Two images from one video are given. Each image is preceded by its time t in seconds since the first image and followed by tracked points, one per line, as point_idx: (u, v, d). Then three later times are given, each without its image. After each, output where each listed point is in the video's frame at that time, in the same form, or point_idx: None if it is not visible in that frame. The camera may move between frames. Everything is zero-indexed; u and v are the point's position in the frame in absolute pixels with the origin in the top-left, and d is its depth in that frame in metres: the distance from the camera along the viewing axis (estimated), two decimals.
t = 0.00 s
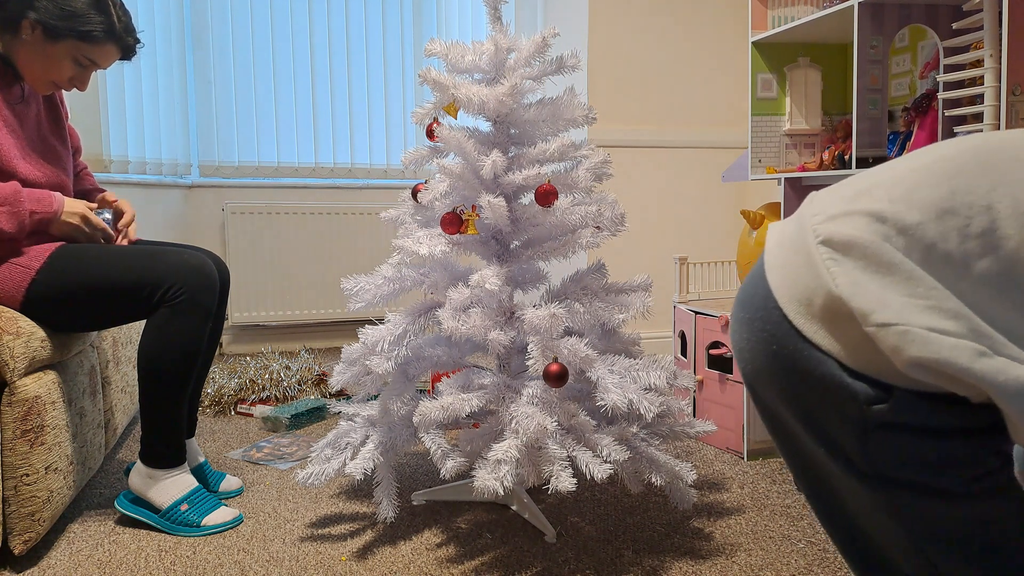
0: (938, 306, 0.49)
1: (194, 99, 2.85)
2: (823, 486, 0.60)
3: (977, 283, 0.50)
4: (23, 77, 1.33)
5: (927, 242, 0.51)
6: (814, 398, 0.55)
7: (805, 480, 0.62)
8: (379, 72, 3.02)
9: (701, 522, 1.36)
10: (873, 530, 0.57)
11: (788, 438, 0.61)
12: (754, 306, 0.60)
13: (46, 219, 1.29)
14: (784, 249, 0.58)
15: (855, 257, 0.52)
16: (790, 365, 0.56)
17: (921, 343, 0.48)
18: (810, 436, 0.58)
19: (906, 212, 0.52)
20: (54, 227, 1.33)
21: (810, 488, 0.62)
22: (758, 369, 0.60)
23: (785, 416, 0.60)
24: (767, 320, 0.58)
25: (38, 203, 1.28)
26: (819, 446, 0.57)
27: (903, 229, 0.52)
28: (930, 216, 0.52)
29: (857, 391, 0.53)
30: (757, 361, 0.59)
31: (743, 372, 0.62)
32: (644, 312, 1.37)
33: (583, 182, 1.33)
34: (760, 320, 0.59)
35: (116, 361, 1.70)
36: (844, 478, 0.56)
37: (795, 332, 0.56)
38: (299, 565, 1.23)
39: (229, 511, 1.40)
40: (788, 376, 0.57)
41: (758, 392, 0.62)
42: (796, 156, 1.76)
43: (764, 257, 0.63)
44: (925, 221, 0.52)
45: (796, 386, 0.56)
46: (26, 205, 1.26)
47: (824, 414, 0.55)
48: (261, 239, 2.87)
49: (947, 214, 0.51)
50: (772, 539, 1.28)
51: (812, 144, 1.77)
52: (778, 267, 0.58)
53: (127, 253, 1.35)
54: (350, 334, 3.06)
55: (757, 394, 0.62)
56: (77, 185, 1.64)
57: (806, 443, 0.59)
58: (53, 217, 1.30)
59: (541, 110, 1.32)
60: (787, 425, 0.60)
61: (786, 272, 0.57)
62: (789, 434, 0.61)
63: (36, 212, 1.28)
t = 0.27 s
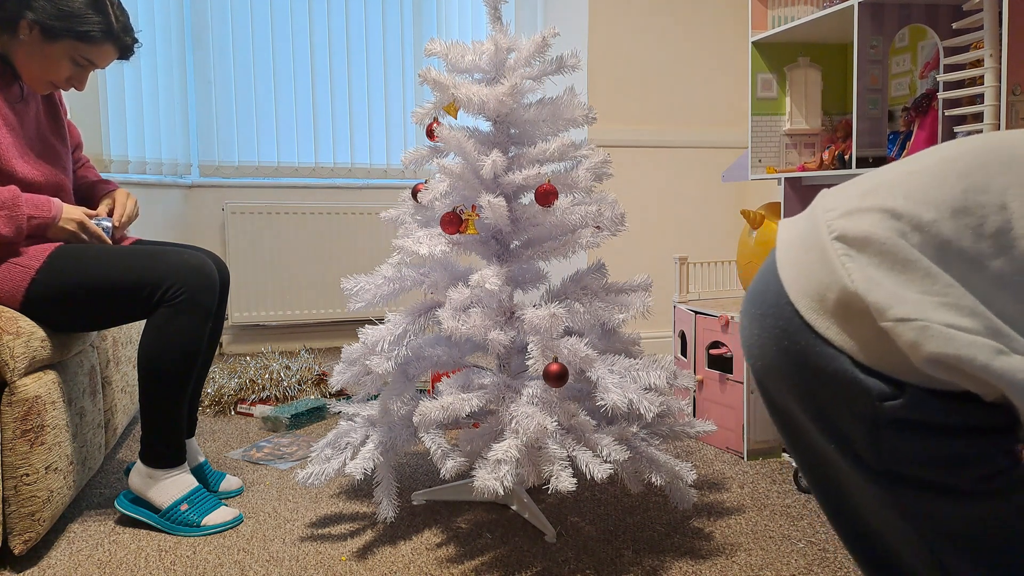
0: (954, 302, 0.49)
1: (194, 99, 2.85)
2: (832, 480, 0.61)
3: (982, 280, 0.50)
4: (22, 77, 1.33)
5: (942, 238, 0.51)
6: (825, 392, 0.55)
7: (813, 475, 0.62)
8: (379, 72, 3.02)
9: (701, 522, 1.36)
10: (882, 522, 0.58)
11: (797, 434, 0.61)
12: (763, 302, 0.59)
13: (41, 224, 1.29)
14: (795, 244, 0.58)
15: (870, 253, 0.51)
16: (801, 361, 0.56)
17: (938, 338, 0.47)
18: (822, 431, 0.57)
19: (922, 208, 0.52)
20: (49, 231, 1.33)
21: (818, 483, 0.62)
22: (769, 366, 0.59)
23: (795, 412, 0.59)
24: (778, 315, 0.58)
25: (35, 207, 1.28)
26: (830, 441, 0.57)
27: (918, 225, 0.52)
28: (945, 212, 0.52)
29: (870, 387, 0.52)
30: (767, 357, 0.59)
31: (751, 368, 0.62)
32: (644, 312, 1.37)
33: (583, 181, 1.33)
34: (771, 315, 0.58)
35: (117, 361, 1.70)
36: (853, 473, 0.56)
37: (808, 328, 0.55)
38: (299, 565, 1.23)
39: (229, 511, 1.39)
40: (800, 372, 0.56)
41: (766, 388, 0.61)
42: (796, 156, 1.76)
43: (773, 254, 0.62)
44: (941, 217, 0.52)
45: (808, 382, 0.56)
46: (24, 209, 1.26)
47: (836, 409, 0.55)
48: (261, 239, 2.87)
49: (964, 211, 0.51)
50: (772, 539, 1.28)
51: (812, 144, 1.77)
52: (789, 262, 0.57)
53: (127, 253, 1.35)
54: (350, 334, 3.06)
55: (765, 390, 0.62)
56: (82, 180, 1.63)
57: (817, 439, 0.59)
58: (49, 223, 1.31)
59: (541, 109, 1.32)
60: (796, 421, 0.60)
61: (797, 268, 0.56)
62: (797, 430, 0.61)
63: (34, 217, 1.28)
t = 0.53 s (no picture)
0: (978, 294, 0.48)
1: (195, 99, 2.85)
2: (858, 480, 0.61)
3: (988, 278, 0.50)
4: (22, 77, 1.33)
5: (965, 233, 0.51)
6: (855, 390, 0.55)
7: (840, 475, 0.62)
8: (379, 72, 3.02)
9: (701, 522, 1.36)
10: (910, 519, 0.58)
11: (823, 434, 0.61)
12: (792, 302, 0.60)
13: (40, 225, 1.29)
14: (822, 241, 0.58)
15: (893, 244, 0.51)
16: (831, 359, 0.56)
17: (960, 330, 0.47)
18: (851, 429, 0.58)
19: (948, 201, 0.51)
20: (48, 231, 1.33)
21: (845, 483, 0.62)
22: (797, 364, 0.59)
23: (822, 411, 0.59)
24: (807, 314, 0.58)
25: (34, 208, 1.28)
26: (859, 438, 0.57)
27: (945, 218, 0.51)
28: (971, 208, 0.51)
29: (898, 383, 0.53)
30: (796, 356, 0.59)
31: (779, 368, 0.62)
32: (644, 312, 1.37)
33: (583, 181, 1.33)
34: (799, 315, 0.59)
35: (117, 361, 1.70)
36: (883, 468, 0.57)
37: (835, 326, 0.55)
38: (299, 565, 1.23)
39: (229, 511, 1.39)
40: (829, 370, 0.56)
41: (793, 388, 0.61)
42: (796, 156, 1.76)
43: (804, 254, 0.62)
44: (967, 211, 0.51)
45: (837, 380, 0.56)
46: (23, 210, 1.26)
47: (865, 406, 0.55)
48: (261, 239, 2.87)
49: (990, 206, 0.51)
50: (772, 539, 1.28)
51: (812, 144, 1.77)
52: (816, 260, 0.57)
53: (127, 253, 1.34)
54: (350, 334, 3.06)
55: (791, 389, 0.62)
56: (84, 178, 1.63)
57: (845, 437, 0.59)
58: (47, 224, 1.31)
59: (541, 109, 1.32)
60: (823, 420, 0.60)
61: (823, 266, 0.56)
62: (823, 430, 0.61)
63: (33, 218, 1.28)
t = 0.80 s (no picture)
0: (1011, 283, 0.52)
1: (195, 99, 2.85)
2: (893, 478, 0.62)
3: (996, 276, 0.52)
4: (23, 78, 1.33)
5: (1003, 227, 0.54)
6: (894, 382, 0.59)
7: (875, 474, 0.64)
8: (379, 72, 3.02)
9: (701, 522, 1.36)
10: (941, 515, 0.60)
11: (859, 431, 0.63)
12: (834, 296, 0.64)
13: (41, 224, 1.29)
14: (869, 240, 0.61)
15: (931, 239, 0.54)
16: (872, 352, 0.59)
17: (993, 315, 0.50)
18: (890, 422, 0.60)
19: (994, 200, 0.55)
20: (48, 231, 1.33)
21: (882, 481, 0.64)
22: (838, 358, 0.63)
23: (860, 406, 0.62)
24: (850, 309, 0.61)
25: (34, 208, 1.28)
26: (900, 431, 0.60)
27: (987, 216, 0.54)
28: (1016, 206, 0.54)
29: (934, 374, 0.56)
30: (835, 351, 0.63)
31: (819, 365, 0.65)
32: (644, 312, 1.37)
33: (583, 181, 1.33)
34: (841, 311, 0.62)
35: (117, 361, 1.70)
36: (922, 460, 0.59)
37: (876, 321, 0.59)
38: (299, 565, 1.23)
39: (229, 511, 1.40)
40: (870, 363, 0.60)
41: (831, 385, 0.64)
42: (796, 156, 1.76)
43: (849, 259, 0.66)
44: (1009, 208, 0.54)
45: (877, 372, 0.60)
46: (23, 210, 1.26)
47: (906, 397, 0.58)
48: (261, 239, 2.87)
49: None
50: (772, 539, 1.28)
51: (812, 144, 1.76)
52: (860, 257, 0.61)
53: (128, 252, 1.34)
54: (350, 334, 3.06)
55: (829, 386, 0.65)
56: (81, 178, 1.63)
57: (882, 432, 0.61)
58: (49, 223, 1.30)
59: (541, 109, 1.32)
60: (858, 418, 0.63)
61: (867, 261, 0.60)
62: (859, 427, 0.63)
63: (32, 217, 1.28)
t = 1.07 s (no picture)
0: None
1: (195, 99, 2.85)
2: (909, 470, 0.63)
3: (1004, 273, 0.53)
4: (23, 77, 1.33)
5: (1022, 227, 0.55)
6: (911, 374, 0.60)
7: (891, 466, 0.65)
8: (379, 72, 3.02)
9: (701, 522, 1.36)
10: (958, 506, 0.60)
11: (876, 424, 0.64)
12: (856, 287, 0.65)
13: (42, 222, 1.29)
14: (893, 231, 0.63)
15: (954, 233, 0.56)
16: (891, 344, 0.60)
17: (1008, 309, 0.51)
18: (906, 413, 0.61)
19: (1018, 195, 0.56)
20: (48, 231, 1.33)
21: (899, 475, 0.64)
22: (855, 350, 0.63)
23: (876, 399, 0.63)
24: (869, 301, 0.63)
25: (35, 206, 1.28)
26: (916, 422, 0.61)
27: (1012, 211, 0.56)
28: None
29: (950, 366, 0.57)
30: (854, 343, 0.64)
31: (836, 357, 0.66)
32: (644, 312, 1.37)
33: (583, 181, 1.33)
34: (860, 302, 0.63)
35: (117, 361, 1.70)
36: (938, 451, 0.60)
37: (894, 312, 0.60)
38: (299, 565, 1.23)
39: (229, 511, 1.39)
40: (887, 355, 0.61)
41: (848, 377, 0.65)
42: (796, 156, 1.76)
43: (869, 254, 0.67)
44: None
45: (894, 363, 0.60)
46: (24, 208, 1.26)
47: (922, 389, 0.59)
48: (261, 239, 2.87)
49: None
50: (772, 539, 1.28)
51: (812, 144, 1.76)
52: (883, 247, 0.62)
53: (128, 252, 1.34)
54: (350, 334, 3.06)
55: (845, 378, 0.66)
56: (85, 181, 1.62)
57: (897, 424, 0.62)
58: (49, 221, 1.30)
59: (541, 109, 1.32)
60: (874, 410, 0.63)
61: (888, 251, 0.61)
62: (877, 420, 0.64)
63: (33, 215, 1.28)
